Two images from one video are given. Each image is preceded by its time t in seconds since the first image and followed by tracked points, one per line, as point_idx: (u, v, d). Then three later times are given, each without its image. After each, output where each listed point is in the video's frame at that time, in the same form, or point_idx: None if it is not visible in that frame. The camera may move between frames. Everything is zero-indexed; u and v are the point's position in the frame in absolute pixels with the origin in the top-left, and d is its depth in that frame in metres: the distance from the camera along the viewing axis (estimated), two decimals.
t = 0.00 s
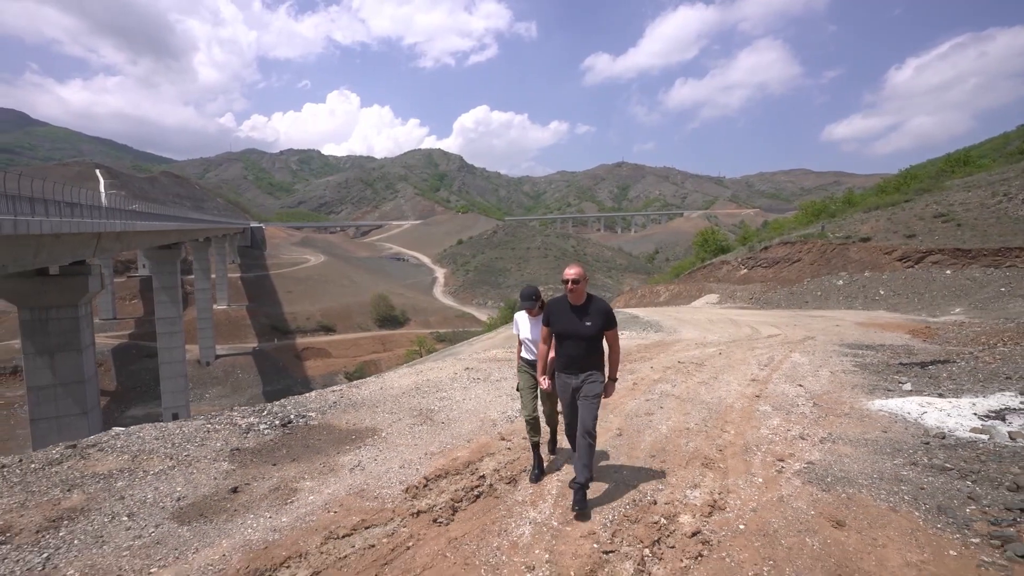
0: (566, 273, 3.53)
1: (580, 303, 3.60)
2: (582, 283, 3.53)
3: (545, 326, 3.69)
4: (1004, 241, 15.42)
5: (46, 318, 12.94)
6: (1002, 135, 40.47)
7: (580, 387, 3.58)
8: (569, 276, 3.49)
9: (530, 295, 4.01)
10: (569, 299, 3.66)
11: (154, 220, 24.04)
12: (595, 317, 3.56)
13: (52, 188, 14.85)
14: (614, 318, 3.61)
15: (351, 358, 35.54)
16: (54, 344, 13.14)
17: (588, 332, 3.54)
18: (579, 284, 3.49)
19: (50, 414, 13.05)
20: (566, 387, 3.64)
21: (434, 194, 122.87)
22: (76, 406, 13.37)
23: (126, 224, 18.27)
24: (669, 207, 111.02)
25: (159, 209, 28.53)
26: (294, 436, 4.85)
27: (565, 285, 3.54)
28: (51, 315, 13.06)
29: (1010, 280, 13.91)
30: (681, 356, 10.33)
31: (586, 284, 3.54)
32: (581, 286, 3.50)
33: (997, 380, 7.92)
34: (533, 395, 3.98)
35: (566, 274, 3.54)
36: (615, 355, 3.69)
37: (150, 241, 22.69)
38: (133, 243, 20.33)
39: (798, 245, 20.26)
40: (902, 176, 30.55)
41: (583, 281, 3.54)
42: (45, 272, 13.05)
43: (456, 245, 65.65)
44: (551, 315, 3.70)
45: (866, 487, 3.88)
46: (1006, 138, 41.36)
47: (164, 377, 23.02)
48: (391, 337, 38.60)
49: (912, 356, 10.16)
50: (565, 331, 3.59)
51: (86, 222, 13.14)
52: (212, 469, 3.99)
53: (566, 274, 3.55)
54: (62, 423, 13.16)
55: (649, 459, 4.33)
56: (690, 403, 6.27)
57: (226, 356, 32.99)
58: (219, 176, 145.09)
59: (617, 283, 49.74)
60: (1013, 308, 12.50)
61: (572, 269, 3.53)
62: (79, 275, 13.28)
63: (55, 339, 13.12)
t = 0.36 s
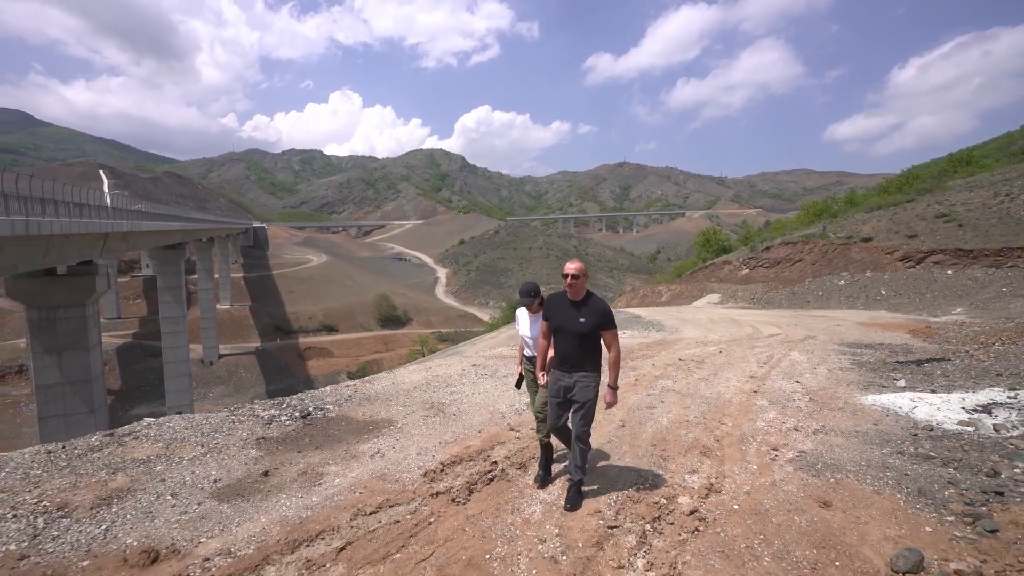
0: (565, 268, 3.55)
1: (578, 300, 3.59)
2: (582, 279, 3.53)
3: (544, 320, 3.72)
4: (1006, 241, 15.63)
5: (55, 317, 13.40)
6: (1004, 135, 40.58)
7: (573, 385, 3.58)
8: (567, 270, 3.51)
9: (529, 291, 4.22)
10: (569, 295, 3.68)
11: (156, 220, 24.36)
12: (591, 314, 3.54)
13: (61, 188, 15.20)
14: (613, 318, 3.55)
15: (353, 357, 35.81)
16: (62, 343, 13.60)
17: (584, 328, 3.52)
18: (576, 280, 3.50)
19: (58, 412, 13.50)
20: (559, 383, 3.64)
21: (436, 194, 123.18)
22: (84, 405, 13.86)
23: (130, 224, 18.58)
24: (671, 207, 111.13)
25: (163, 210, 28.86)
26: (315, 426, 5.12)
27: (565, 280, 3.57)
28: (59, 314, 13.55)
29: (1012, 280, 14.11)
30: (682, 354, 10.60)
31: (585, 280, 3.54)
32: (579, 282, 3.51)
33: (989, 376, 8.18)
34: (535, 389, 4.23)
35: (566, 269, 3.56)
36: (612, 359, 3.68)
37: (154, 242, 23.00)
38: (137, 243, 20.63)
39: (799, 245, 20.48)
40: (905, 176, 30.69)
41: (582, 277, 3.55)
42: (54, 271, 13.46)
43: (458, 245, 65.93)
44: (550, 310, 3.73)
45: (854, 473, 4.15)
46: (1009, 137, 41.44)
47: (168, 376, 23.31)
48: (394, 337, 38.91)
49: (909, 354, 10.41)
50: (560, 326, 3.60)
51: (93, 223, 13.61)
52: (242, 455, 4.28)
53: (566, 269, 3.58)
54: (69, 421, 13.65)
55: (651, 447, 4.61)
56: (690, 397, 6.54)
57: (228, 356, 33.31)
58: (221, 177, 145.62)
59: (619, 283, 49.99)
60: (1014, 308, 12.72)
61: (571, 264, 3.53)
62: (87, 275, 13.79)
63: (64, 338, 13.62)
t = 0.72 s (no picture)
0: (570, 274, 3.61)
1: (584, 304, 3.67)
2: (587, 284, 3.62)
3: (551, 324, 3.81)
4: None
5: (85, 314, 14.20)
6: None
7: (579, 388, 3.63)
8: (572, 277, 3.59)
9: (541, 294, 4.51)
10: (575, 300, 3.76)
11: (180, 221, 25.15)
12: (597, 318, 3.61)
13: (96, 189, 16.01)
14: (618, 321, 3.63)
15: (371, 356, 36.43)
16: (93, 340, 14.40)
17: (590, 330, 3.60)
18: (582, 285, 3.58)
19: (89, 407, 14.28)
20: (566, 386, 3.66)
21: (452, 194, 123.94)
22: (113, 400, 14.64)
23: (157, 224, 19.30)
24: (689, 207, 110.31)
25: (187, 210, 29.72)
26: (350, 417, 5.49)
27: (570, 286, 3.65)
28: (89, 312, 14.33)
29: None
30: (697, 353, 10.82)
31: (590, 286, 3.63)
32: (584, 287, 3.59)
33: (1004, 377, 8.26)
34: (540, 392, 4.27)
35: (570, 276, 3.64)
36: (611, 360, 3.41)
37: (177, 242, 23.75)
38: (162, 243, 21.34)
39: (819, 246, 20.44)
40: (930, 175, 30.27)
41: (586, 283, 3.63)
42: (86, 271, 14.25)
43: (475, 245, 66.42)
44: (557, 314, 3.80)
45: (860, 464, 4.36)
46: None
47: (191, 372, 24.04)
48: (410, 336, 39.45)
49: (927, 355, 10.48)
50: (567, 330, 3.68)
51: (123, 225, 14.46)
52: (286, 442, 4.67)
53: (570, 276, 3.65)
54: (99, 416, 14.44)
55: (665, 439, 4.89)
56: (704, 394, 6.79)
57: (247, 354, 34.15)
58: (241, 177, 148.30)
59: (635, 284, 49.95)
60: None
61: (576, 270, 3.60)
62: (116, 275, 14.56)
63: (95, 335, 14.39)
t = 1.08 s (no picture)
0: (559, 274, 3.49)
1: (577, 303, 3.55)
2: (578, 283, 3.50)
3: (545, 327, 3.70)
4: None
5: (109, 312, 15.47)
6: None
7: (580, 390, 3.55)
8: (561, 277, 3.47)
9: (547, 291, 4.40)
10: (567, 299, 3.63)
11: (198, 220, 25.74)
12: (593, 317, 3.52)
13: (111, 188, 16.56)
14: (616, 318, 3.54)
15: (383, 354, 36.83)
16: (115, 337, 15.58)
17: (588, 330, 3.50)
18: (572, 284, 3.47)
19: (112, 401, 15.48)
20: (566, 390, 3.60)
21: (466, 194, 124.42)
22: (133, 395, 15.77)
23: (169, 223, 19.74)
24: (704, 207, 109.54)
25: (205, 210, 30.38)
26: (381, 409, 5.76)
27: (560, 287, 3.52)
28: (111, 309, 15.53)
29: None
30: (715, 353, 10.96)
31: (581, 284, 3.52)
32: (574, 287, 3.47)
33: None
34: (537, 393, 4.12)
35: (560, 276, 3.51)
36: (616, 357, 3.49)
37: (195, 241, 24.32)
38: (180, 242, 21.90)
39: (838, 247, 20.34)
40: (954, 174, 29.86)
41: (577, 281, 3.52)
42: (107, 271, 15.64)
43: (488, 245, 66.65)
44: (551, 316, 3.69)
45: (874, 459, 4.52)
46: None
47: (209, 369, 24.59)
48: (423, 335, 39.85)
49: (950, 357, 10.51)
50: (562, 332, 3.58)
51: (142, 224, 15.52)
52: (323, 430, 4.95)
53: (559, 276, 3.52)
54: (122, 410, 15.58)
55: (683, 433, 5.08)
56: (721, 392, 6.96)
57: (261, 353, 34.74)
58: (257, 177, 150.11)
59: (649, 284, 49.85)
60: None
61: (565, 270, 3.49)
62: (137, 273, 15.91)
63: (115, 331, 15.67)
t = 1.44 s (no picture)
0: (582, 275, 3.60)
1: (600, 304, 3.66)
2: (600, 285, 3.62)
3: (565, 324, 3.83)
4: None
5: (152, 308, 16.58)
6: None
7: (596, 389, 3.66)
8: (584, 278, 3.59)
9: (559, 284, 4.46)
10: (588, 300, 3.75)
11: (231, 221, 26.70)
12: (615, 318, 3.65)
13: (149, 189, 17.50)
14: (637, 319, 3.69)
15: (406, 351, 37.51)
16: (157, 331, 16.66)
17: (608, 331, 3.62)
18: (594, 287, 3.59)
19: (154, 392, 16.65)
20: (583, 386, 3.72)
21: (487, 194, 125.14)
22: (172, 387, 16.90)
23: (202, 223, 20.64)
24: (727, 207, 108.12)
25: (235, 210, 31.43)
26: (422, 397, 6.14)
27: (584, 287, 3.62)
28: (154, 305, 16.60)
29: None
30: (737, 352, 11.10)
31: (603, 286, 3.63)
32: (597, 288, 3.59)
33: None
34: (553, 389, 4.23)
35: (583, 277, 3.63)
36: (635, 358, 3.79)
37: (228, 241, 25.27)
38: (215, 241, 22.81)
39: (864, 248, 20.09)
40: (986, 173, 29.14)
41: (600, 284, 3.63)
42: (150, 269, 16.64)
43: (510, 245, 67.08)
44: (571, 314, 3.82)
45: (895, 450, 4.72)
46: None
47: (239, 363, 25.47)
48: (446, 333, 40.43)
49: (977, 359, 10.47)
50: (582, 331, 3.70)
51: (179, 224, 16.42)
52: (371, 415, 5.35)
53: (583, 278, 3.63)
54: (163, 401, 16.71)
55: (709, 423, 5.33)
56: (744, 387, 7.17)
57: (289, 348, 35.70)
58: (284, 179, 153.41)
59: (670, 285, 49.60)
60: None
61: (590, 271, 3.59)
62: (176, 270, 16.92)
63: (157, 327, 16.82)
